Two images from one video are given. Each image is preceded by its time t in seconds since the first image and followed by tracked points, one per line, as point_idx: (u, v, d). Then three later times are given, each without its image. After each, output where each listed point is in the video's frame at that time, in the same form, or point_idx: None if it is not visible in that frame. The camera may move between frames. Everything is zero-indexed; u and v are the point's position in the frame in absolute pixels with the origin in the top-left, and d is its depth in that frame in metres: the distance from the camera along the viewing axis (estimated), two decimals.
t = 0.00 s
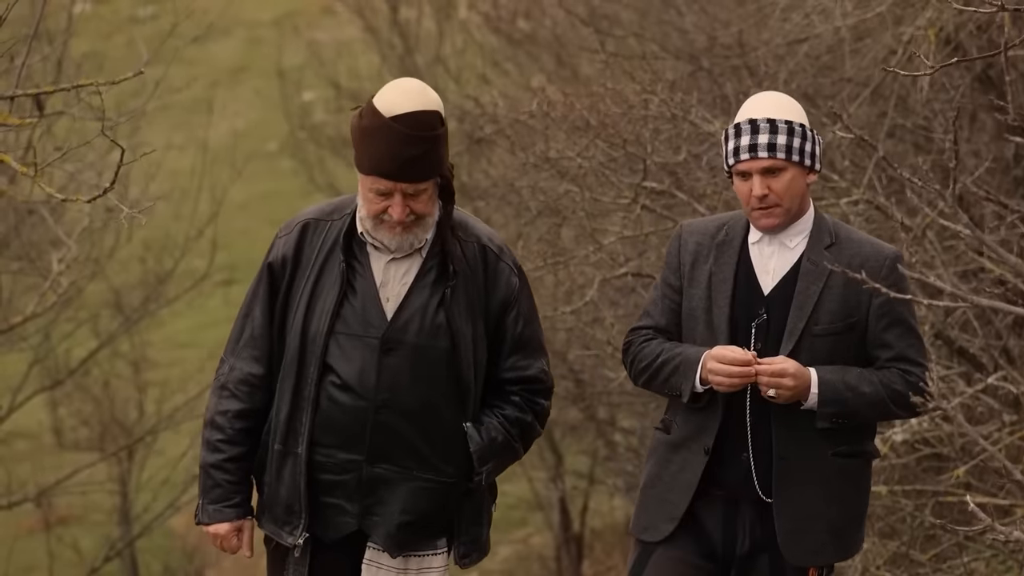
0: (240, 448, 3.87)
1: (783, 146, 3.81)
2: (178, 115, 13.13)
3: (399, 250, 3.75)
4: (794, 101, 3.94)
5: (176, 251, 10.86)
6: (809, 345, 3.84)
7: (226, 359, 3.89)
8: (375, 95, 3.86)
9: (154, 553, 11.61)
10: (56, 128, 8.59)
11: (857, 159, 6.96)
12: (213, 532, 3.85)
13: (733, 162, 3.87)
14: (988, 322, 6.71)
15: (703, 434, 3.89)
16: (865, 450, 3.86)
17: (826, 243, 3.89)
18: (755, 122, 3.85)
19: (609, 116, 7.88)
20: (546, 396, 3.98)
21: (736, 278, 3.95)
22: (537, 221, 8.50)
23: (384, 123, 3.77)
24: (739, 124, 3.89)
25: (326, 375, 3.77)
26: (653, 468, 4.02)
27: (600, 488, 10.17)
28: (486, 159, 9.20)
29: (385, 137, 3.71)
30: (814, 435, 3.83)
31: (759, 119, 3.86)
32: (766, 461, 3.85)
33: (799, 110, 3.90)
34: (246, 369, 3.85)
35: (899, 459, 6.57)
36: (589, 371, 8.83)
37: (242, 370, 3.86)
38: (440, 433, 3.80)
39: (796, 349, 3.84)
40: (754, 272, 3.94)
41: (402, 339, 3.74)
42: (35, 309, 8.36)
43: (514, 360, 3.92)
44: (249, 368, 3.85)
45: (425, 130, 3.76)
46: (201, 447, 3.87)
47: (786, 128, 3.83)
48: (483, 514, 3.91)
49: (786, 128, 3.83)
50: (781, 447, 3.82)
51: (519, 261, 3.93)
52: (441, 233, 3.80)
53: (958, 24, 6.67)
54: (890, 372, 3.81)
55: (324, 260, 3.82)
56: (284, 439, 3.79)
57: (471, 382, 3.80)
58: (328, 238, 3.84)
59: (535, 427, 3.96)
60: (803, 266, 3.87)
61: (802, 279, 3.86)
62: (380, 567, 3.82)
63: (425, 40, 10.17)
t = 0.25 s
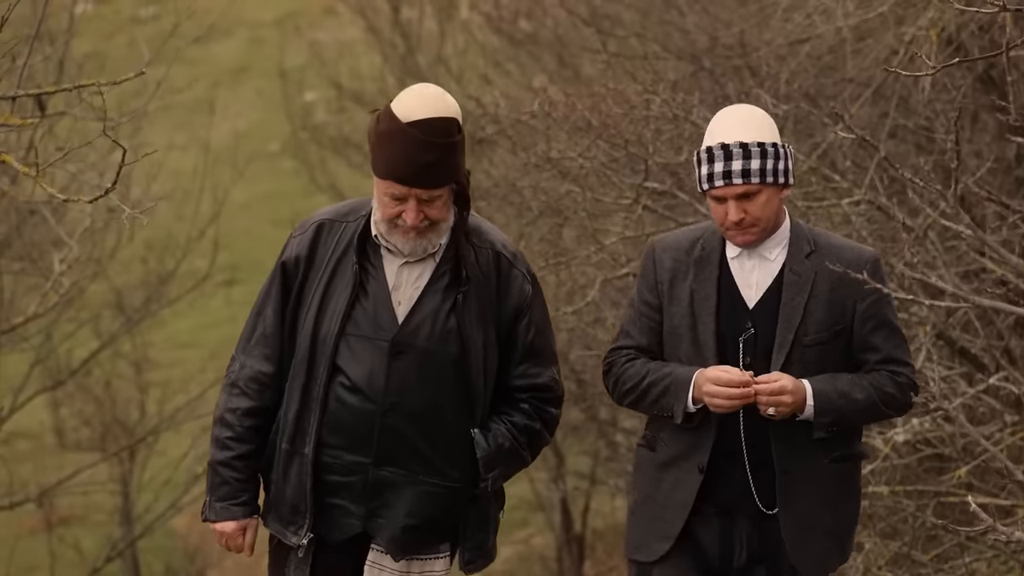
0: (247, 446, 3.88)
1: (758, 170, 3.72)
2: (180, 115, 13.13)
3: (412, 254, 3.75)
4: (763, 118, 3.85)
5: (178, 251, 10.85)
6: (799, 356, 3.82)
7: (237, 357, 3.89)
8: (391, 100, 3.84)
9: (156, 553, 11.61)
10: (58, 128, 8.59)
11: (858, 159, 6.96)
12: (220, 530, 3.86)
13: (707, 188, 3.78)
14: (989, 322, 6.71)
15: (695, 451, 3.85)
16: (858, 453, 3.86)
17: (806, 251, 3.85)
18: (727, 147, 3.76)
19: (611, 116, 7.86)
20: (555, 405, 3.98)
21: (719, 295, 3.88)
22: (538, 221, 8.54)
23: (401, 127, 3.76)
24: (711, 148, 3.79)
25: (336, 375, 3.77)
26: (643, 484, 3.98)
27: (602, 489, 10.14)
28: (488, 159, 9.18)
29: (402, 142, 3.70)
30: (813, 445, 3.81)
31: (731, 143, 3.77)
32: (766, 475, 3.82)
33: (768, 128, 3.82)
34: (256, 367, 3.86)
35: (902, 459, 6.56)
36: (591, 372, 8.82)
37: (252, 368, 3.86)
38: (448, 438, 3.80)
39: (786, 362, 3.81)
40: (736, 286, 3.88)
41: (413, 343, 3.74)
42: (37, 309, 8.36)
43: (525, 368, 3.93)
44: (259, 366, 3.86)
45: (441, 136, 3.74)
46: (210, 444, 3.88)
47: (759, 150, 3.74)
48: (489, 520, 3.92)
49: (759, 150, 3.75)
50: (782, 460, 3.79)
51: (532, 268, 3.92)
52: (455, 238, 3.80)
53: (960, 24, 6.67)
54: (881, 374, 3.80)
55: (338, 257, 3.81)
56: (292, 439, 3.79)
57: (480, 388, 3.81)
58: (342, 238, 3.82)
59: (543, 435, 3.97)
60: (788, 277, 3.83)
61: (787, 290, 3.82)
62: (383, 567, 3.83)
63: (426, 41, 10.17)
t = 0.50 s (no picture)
0: (253, 443, 4.36)
1: (706, 204, 3.90)
2: (180, 115, 13.13)
3: (419, 258, 4.18)
4: (702, 144, 4.02)
5: (178, 251, 10.86)
6: (763, 367, 4.04)
7: (246, 355, 4.36)
8: (404, 106, 4.29)
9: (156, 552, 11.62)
10: (59, 128, 8.59)
11: (859, 159, 6.95)
12: (227, 523, 4.35)
13: (657, 223, 3.95)
14: (990, 322, 6.69)
15: (662, 473, 4.09)
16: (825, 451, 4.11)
17: (759, 260, 4.08)
18: (675, 182, 3.92)
19: (611, 115, 7.85)
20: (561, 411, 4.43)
21: (677, 318, 4.09)
22: (538, 222, 8.54)
23: (411, 133, 4.19)
24: (656, 184, 3.95)
25: (339, 380, 4.23)
26: (615, 504, 4.21)
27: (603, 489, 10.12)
28: (488, 159, 9.18)
29: (412, 147, 4.12)
30: (783, 454, 4.04)
31: (674, 177, 3.94)
32: (741, 487, 4.07)
33: (709, 154, 4.00)
34: (264, 366, 4.32)
35: (902, 459, 6.55)
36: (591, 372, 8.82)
37: (260, 366, 4.32)
38: (443, 444, 4.24)
39: (752, 374, 4.03)
40: (694, 307, 4.10)
41: (415, 348, 4.19)
42: (37, 309, 8.35)
43: (528, 374, 4.37)
44: (266, 365, 4.32)
45: (450, 142, 4.17)
46: (218, 442, 4.36)
47: (706, 183, 3.92)
48: (489, 526, 4.37)
49: (706, 182, 3.92)
50: (757, 471, 4.02)
51: (540, 274, 4.34)
52: (462, 243, 4.23)
53: (960, 24, 6.67)
54: (844, 373, 4.04)
55: (344, 263, 4.28)
56: (294, 439, 4.27)
57: (482, 393, 4.25)
58: (351, 241, 4.29)
59: (543, 438, 4.40)
60: (744, 290, 4.06)
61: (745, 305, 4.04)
62: (382, 567, 4.30)
63: (426, 41, 10.15)
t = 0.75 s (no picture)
0: (250, 448, 4.37)
1: (662, 198, 3.81)
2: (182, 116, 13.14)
3: (414, 263, 4.20)
4: (650, 136, 3.92)
5: (180, 251, 10.87)
6: (726, 355, 3.95)
7: (243, 360, 4.38)
8: (398, 112, 4.31)
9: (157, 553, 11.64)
10: (60, 129, 8.59)
11: (861, 160, 6.95)
12: (226, 529, 4.36)
13: (613, 220, 3.85)
14: (992, 322, 6.69)
15: (634, 472, 3.95)
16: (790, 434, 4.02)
17: (713, 249, 4.01)
18: (630, 178, 3.81)
19: (612, 116, 7.91)
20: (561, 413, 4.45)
21: (638, 315, 3.99)
22: (540, 222, 8.54)
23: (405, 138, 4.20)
24: (609, 180, 3.85)
25: (337, 385, 4.25)
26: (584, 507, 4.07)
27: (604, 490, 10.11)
28: (490, 160, 9.19)
29: (405, 152, 4.14)
30: (755, 440, 3.94)
31: (626, 172, 3.84)
32: (711, 477, 3.97)
33: (658, 145, 3.90)
34: (260, 371, 4.34)
35: (903, 460, 6.54)
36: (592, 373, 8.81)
37: (256, 371, 4.34)
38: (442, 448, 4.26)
39: (716, 363, 3.94)
40: (654, 303, 4.00)
41: (412, 353, 4.20)
42: (39, 309, 8.35)
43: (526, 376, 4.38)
44: (263, 370, 4.34)
45: (444, 147, 4.18)
46: (216, 447, 4.38)
47: (661, 176, 3.82)
48: (490, 528, 4.40)
49: (661, 176, 3.82)
50: (728, 457, 3.92)
51: (536, 276, 4.38)
52: (458, 248, 4.26)
53: (961, 25, 6.68)
54: (807, 353, 3.94)
55: (340, 267, 4.28)
56: (292, 445, 4.28)
57: (480, 397, 4.27)
58: (345, 246, 4.30)
59: (542, 440, 4.41)
60: (699, 279, 3.98)
61: (704, 296, 3.95)
62: (382, 572, 4.31)
63: (427, 41, 10.15)
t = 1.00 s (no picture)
0: (243, 463, 4.38)
1: (645, 166, 3.79)
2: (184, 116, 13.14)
3: (398, 270, 4.22)
4: (632, 107, 3.91)
5: (182, 251, 10.87)
6: (716, 326, 3.91)
7: (229, 375, 4.38)
8: (373, 116, 4.36)
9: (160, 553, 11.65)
10: (63, 128, 8.59)
11: (863, 160, 6.96)
12: (222, 544, 4.37)
13: (595, 190, 3.82)
14: (994, 322, 6.70)
15: (619, 456, 3.87)
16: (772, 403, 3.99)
17: (691, 225, 3.97)
18: (614, 147, 3.79)
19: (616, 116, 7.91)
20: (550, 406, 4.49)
21: (617, 296, 3.93)
22: (542, 223, 8.56)
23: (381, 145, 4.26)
24: (590, 150, 3.83)
25: (331, 396, 4.26)
26: (573, 490, 3.96)
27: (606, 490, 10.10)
28: (492, 160, 9.20)
29: (383, 158, 4.18)
30: (747, 411, 3.89)
31: (608, 142, 3.83)
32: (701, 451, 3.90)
33: (639, 116, 3.90)
34: (249, 386, 4.35)
35: (906, 459, 6.55)
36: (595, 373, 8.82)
37: (244, 385, 4.35)
38: (439, 451, 4.30)
39: (706, 334, 3.88)
40: (634, 281, 3.94)
41: (404, 358, 4.23)
42: (41, 309, 8.36)
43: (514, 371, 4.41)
44: (251, 385, 4.35)
45: (421, 150, 4.23)
46: (207, 464, 4.38)
47: (643, 146, 3.80)
48: (488, 526, 4.43)
49: (644, 145, 3.81)
50: (723, 430, 3.86)
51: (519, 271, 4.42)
52: (442, 248, 4.29)
53: (964, 24, 6.67)
54: (799, 317, 3.91)
55: (324, 276, 4.30)
56: (288, 458, 4.29)
57: (474, 396, 4.29)
58: (327, 255, 4.32)
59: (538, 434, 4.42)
60: (683, 255, 3.93)
61: (688, 268, 3.91)
62: None
63: (430, 41, 10.15)
